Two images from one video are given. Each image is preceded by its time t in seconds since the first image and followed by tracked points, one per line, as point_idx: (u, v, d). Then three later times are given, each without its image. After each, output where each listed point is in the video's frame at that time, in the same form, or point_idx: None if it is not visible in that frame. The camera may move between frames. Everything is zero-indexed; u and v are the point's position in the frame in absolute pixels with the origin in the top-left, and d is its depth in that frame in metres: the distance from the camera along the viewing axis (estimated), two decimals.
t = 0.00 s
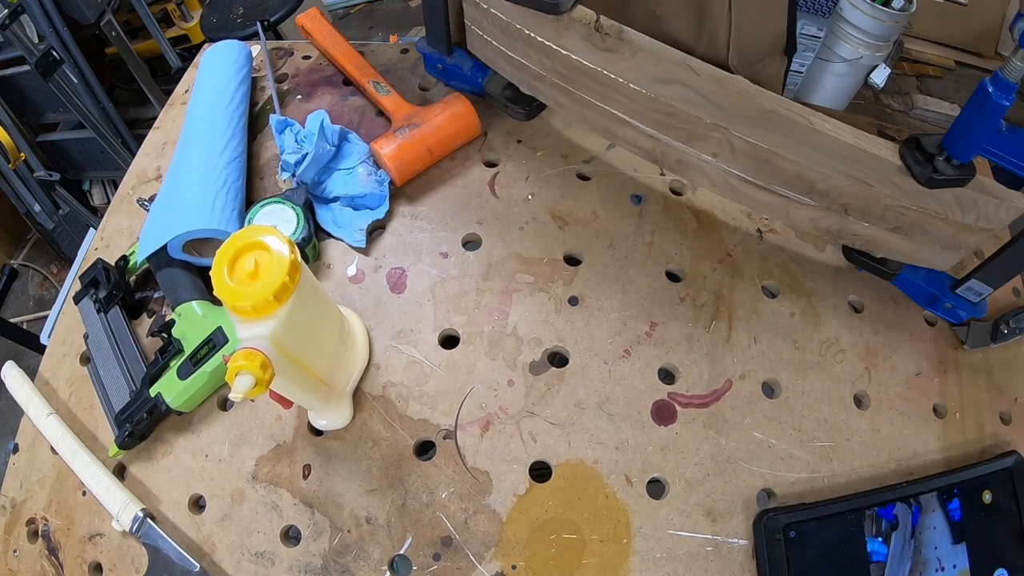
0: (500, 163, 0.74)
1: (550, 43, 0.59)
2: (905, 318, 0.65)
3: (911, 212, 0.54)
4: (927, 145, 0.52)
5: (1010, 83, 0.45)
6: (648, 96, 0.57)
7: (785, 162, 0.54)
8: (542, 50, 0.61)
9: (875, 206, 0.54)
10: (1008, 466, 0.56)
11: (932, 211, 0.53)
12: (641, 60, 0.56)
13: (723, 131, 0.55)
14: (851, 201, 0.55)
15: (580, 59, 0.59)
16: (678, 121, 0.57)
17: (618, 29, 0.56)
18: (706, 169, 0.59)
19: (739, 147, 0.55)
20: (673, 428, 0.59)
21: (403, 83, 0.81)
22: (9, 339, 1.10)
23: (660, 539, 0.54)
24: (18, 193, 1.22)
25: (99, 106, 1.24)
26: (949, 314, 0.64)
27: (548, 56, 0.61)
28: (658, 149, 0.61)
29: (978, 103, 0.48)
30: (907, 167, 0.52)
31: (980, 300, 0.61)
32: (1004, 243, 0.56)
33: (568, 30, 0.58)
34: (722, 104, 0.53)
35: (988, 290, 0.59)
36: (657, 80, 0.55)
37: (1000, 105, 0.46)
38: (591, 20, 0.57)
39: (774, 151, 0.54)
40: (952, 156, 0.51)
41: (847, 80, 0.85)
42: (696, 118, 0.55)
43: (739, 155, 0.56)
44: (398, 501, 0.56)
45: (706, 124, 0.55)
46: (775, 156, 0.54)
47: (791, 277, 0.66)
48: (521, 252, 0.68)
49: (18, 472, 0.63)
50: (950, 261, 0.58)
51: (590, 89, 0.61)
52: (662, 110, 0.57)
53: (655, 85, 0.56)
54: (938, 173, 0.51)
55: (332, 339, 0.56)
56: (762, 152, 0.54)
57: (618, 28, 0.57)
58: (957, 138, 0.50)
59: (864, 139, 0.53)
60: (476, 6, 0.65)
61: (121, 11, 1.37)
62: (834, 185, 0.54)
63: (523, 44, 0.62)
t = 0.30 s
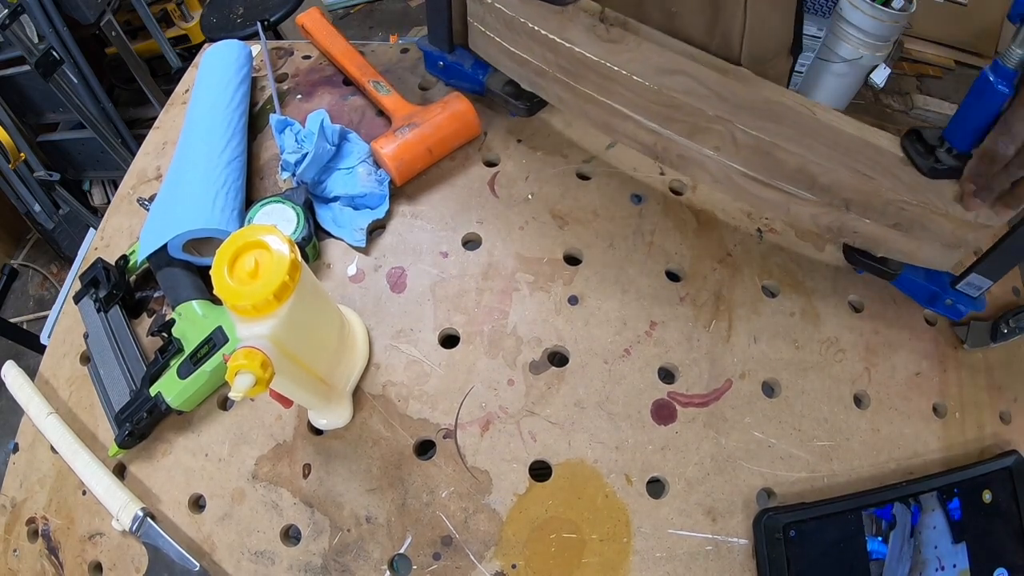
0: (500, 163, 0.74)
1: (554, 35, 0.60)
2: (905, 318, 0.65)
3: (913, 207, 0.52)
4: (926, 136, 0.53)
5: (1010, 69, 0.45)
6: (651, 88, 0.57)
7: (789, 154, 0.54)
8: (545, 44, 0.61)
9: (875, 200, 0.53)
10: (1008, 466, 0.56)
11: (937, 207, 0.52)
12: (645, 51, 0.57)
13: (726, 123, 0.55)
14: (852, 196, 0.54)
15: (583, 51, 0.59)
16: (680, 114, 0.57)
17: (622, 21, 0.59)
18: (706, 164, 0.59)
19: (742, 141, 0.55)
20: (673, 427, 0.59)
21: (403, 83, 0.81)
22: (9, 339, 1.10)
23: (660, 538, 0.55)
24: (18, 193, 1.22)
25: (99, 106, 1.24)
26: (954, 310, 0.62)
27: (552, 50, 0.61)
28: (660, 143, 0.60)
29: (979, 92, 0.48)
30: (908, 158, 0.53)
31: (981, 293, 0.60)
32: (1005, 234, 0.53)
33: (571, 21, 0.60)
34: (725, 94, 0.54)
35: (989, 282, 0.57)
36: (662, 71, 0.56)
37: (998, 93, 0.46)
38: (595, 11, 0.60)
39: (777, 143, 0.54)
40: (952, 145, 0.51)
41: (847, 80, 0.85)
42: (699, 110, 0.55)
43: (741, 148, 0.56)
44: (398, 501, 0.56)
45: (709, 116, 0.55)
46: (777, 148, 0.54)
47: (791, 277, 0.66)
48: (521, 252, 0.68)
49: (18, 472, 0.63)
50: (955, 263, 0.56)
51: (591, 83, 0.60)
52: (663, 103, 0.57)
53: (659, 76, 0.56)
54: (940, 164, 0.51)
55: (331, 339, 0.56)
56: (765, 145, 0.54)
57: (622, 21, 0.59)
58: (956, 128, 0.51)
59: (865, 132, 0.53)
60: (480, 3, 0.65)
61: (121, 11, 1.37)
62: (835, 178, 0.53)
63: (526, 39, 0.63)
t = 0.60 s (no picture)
0: (500, 163, 0.74)
1: (549, 41, 0.60)
2: (905, 318, 0.65)
3: (910, 225, 0.52)
4: (922, 158, 0.50)
5: (1009, 94, 0.42)
6: (644, 97, 0.57)
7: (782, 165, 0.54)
8: (540, 50, 0.61)
9: (872, 217, 0.54)
10: (1008, 466, 0.56)
11: (930, 223, 0.51)
12: (638, 60, 0.55)
13: (718, 134, 0.55)
14: (847, 212, 0.55)
15: (578, 59, 0.59)
16: (673, 124, 0.57)
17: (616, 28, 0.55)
18: (699, 174, 0.60)
19: (734, 153, 0.56)
20: (673, 427, 0.59)
21: (403, 83, 0.81)
22: (9, 339, 1.10)
23: (660, 538, 0.55)
24: (18, 193, 1.22)
25: (99, 106, 1.24)
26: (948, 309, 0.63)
27: (546, 56, 0.61)
28: (653, 153, 0.61)
29: (979, 117, 0.45)
30: (902, 179, 0.50)
31: (975, 292, 0.60)
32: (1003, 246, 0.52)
33: (565, 28, 0.58)
34: (718, 107, 0.53)
35: (983, 281, 0.56)
36: (655, 82, 0.55)
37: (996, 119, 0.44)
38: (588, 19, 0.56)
39: (769, 158, 0.54)
40: (949, 169, 0.49)
41: (846, 81, 0.84)
42: (692, 122, 0.56)
43: (733, 160, 0.56)
44: (398, 501, 0.56)
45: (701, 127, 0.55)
46: (772, 163, 0.54)
47: (791, 277, 0.66)
48: (521, 252, 0.68)
49: (18, 472, 0.63)
50: (950, 279, 0.56)
51: (585, 90, 0.61)
52: (658, 113, 0.57)
53: (652, 85, 0.56)
54: (935, 188, 0.49)
55: (331, 339, 0.56)
56: (759, 158, 0.55)
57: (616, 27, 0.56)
58: (953, 152, 0.48)
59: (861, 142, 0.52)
60: (476, 6, 0.65)
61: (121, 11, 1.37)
62: (830, 194, 0.54)
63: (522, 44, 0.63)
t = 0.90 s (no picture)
0: (500, 163, 0.74)
1: (547, 43, 0.60)
2: (905, 318, 0.65)
3: (909, 225, 0.52)
4: (922, 160, 0.50)
5: (1013, 101, 0.42)
6: (643, 98, 0.57)
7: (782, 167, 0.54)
8: (539, 51, 0.61)
9: (870, 219, 0.53)
10: (1008, 466, 0.56)
11: (930, 225, 0.51)
12: (637, 63, 0.55)
13: (717, 136, 0.55)
14: (845, 214, 0.54)
15: (577, 61, 0.59)
16: (672, 125, 0.57)
17: (615, 30, 0.55)
18: (699, 174, 0.60)
19: (734, 155, 0.55)
20: (673, 427, 0.59)
21: (403, 83, 0.81)
22: (9, 339, 1.10)
23: (660, 538, 0.54)
24: (18, 193, 1.22)
25: (99, 106, 1.24)
26: (949, 309, 0.62)
27: (544, 56, 0.61)
28: (653, 153, 0.61)
29: (982, 121, 0.45)
30: (902, 182, 0.51)
31: (976, 294, 0.59)
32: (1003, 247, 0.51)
33: (563, 30, 0.58)
34: (717, 109, 0.53)
35: (984, 283, 0.56)
36: (655, 84, 0.55)
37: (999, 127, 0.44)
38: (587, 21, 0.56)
39: (768, 160, 0.54)
40: (948, 172, 0.49)
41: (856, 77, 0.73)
42: (691, 124, 0.56)
43: (733, 161, 0.56)
44: (398, 501, 0.56)
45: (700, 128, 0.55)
46: (770, 165, 0.54)
47: (791, 277, 0.66)
48: (520, 252, 0.68)
49: (18, 472, 0.63)
50: (950, 279, 0.56)
51: (583, 90, 0.61)
52: (657, 115, 0.57)
53: (651, 87, 0.56)
54: (933, 191, 0.49)
55: (332, 339, 0.56)
56: (756, 161, 0.55)
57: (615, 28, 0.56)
58: (955, 155, 0.48)
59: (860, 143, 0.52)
60: (475, 7, 0.65)
61: (121, 11, 1.37)
62: (830, 196, 0.53)
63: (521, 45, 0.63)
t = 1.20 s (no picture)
0: (500, 163, 0.74)
1: (548, 43, 0.60)
2: (905, 318, 0.65)
3: (910, 224, 0.52)
4: (923, 158, 0.50)
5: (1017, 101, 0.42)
6: (643, 98, 0.57)
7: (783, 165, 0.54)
8: (539, 51, 0.62)
9: (871, 217, 0.53)
10: (1008, 466, 0.56)
11: (930, 223, 0.51)
12: (636, 63, 0.55)
13: (718, 135, 0.55)
14: (847, 212, 0.54)
15: (577, 61, 0.59)
16: (672, 125, 0.57)
17: (614, 30, 0.55)
18: (699, 174, 0.60)
19: (734, 155, 0.56)
20: (673, 427, 0.59)
21: (403, 83, 0.81)
22: (9, 339, 1.10)
23: (660, 538, 0.55)
24: (18, 193, 1.22)
25: (99, 106, 1.24)
26: (948, 308, 0.62)
27: (545, 56, 0.61)
28: (653, 153, 0.61)
29: (984, 122, 0.45)
30: (902, 179, 0.51)
31: (977, 295, 0.59)
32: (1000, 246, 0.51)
33: (563, 30, 0.58)
34: (717, 109, 0.53)
35: (984, 286, 0.56)
36: (655, 83, 0.55)
37: (1001, 127, 0.44)
38: (587, 21, 0.56)
39: (768, 158, 0.54)
40: (949, 171, 0.49)
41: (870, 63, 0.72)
42: (692, 124, 0.56)
43: (734, 160, 0.56)
44: (398, 501, 0.56)
45: (701, 127, 0.55)
46: (769, 163, 0.54)
47: (792, 276, 0.66)
48: (520, 252, 0.68)
49: (18, 472, 0.63)
50: (950, 278, 0.56)
51: (583, 89, 0.61)
52: (657, 114, 0.57)
53: (651, 86, 0.56)
54: (932, 189, 0.50)
55: (331, 339, 0.56)
56: (757, 159, 0.55)
57: (615, 28, 0.55)
58: (956, 155, 0.49)
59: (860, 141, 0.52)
60: (475, 7, 0.65)
61: (121, 11, 1.37)
62: (830, 195, 0.54)
63: (522, 45, 0.63)
